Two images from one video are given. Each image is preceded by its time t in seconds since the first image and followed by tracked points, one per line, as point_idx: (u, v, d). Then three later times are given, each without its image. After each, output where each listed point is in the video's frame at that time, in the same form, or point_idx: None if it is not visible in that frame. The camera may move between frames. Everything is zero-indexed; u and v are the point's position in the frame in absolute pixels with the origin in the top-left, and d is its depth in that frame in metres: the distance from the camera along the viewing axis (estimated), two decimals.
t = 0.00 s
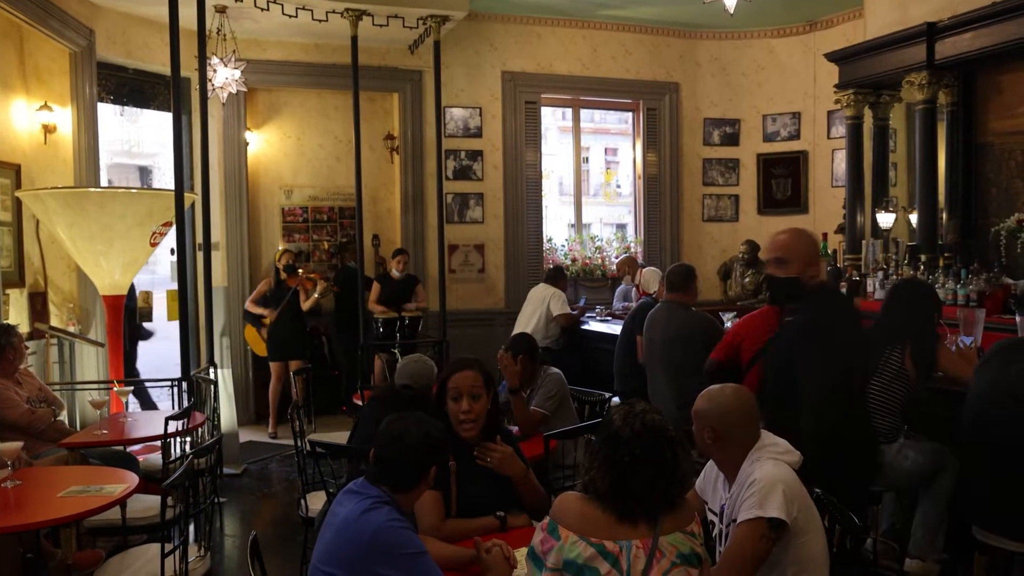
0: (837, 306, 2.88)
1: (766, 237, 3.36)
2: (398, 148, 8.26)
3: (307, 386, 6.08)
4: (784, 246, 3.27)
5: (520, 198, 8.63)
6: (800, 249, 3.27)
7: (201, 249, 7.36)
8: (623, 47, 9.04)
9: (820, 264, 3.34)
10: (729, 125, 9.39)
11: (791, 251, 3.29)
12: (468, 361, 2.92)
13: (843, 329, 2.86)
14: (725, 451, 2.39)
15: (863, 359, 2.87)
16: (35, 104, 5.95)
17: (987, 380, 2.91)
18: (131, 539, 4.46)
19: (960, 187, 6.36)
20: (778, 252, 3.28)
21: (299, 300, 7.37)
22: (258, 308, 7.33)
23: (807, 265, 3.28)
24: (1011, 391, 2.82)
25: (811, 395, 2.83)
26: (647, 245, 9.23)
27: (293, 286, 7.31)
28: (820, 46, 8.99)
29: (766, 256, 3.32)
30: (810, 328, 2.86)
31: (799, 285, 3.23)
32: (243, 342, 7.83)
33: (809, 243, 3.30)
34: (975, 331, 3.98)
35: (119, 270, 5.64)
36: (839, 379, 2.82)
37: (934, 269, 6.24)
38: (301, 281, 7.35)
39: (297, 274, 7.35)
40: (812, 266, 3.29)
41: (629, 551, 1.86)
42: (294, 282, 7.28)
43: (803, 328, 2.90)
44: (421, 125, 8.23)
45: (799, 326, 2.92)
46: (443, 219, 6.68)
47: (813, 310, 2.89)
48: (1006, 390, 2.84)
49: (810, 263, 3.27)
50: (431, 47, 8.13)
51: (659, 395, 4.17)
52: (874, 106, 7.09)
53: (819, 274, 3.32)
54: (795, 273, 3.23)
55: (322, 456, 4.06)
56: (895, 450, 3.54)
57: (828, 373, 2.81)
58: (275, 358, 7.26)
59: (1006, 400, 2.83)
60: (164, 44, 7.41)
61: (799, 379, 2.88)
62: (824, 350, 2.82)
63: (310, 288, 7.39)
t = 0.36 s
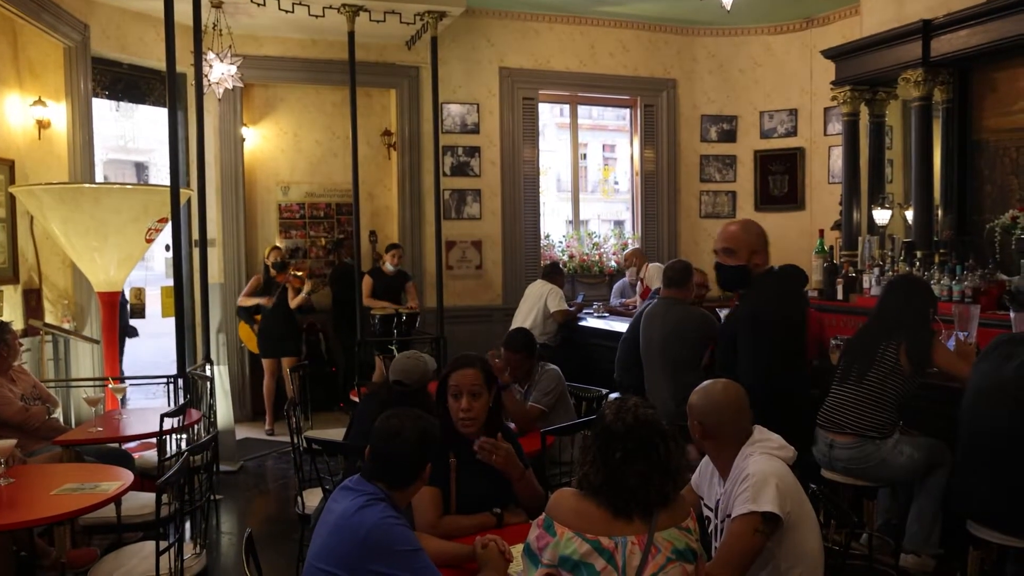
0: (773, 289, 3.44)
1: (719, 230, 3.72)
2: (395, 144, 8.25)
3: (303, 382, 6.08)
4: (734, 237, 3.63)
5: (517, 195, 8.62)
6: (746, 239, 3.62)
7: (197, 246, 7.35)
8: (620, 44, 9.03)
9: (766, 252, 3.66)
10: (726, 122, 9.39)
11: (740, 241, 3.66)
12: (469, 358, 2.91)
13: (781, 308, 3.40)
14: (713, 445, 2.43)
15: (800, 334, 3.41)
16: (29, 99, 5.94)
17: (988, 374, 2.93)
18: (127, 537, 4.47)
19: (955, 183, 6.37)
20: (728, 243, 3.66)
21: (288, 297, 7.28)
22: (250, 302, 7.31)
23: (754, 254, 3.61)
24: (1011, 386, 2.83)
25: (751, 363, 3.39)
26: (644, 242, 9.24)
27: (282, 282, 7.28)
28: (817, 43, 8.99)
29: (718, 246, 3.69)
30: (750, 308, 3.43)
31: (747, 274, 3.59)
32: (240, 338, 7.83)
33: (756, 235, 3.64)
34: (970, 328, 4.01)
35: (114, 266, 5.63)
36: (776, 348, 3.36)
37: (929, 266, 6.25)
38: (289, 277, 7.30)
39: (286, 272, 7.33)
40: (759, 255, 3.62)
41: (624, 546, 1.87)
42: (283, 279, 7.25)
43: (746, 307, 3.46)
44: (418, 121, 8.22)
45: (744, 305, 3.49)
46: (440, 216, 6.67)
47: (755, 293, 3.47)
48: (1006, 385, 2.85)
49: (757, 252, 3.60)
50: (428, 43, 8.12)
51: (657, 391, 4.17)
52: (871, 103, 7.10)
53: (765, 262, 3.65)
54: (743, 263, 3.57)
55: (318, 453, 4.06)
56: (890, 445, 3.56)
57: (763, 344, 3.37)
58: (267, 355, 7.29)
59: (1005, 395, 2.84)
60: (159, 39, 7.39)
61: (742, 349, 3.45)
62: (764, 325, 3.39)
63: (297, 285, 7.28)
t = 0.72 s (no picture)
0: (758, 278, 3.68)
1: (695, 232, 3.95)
2: (387, 141, 8.25)
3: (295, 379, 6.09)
4: (708, 239, 3.87)
5: (509, 192, 8.63)
6: (719, 239, 3.86)
7: (187, 243, 7.32)
8: (612, 41, 9.05)
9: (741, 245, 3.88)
10: (718, 119, 9.41)
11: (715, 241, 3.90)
12: (466, 355, 2.94)
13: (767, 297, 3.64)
14: (701, 441, 2.45)
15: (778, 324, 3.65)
16: (16, 94, 5.92)
17: (977, 370, 2.96)
18: (116, 535, 4.47)
19: (944, 181, 6.42)
20: (703, 245, 3.91)
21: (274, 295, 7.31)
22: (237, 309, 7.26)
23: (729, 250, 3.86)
24: (997, 382, 2.87)
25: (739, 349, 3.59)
26: (636, 239, 9.27)
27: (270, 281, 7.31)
28: (808, 41, 9.02)
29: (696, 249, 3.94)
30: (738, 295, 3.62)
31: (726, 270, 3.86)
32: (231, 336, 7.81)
33: (728, 231, 3.87)
34: (958, 324, 4.06)
35: (104, 263, 5.63)
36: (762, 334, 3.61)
37: (918, 263, 6.29)
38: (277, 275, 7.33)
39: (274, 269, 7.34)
40: (735, 249, 3.86)
41: (615, 543, 1.89)
42: (270, 278, 7.25)
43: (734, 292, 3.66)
44: (411, 118, 8.23)
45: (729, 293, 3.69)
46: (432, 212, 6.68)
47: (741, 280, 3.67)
48: (993, 381, 2.88)
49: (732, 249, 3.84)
50: (420, 39, 8.12)
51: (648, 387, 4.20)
52: (861, 101, 7.13)
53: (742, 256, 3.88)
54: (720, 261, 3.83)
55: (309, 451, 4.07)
56: (879, 441, 3.59)
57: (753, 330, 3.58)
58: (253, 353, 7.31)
59: (993, 391, 2.87)
60: (149, 35, 7.37)
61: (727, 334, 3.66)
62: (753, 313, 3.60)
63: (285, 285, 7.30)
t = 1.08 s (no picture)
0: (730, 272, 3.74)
1: (662, 231, 4.14)
2: (369, 138, 8.22)
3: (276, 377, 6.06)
4: (675, 235, 4.06)
5: (492, 189, 8.62)
6: (686, 235, 4.06)
7: (167, 240, 7.27)
8: (595, 39, 9.06)
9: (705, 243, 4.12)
10: (700, 117, 9.44)
11: (681, 238, 4.09)
12: (451, 353, 2.92)
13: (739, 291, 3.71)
14: (682, 438, 2.46)
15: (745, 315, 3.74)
16: None
17: (955, 366, 2.98)
18: (95, 536, 4.43)
19: (924, 179, 6.48)
20: (671, 242, 4.09)
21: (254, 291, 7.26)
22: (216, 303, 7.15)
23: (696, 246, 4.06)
24: (973, 377, 2.89)
25: (718, 342, 3.62)
26: (619, 237, 9.29)
27: (248, 277, 7.25)
28: (789, 40, 9.07)
29: (663, 246, 4.11)
30: (713, 290, 3.66)
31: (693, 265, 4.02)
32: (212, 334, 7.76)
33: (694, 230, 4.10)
34: (936, 321, 4.11)
35: (83, 260, 5.58)
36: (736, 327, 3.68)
37: (898, 260, 6.35)
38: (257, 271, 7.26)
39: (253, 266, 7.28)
40: (701, 246, 4.07)
41: (595, 539, 1.89)
42: (249, 273, 7.20)
43: (708, 286, 3.70)
44: (393, 115, 8.20)
45: (702, 287, 3.72)
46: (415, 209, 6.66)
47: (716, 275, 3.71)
48: (970, 376, 2.90)
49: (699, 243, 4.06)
50: (402, 36, 8.09)
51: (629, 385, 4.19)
52: (841, 99, 7.18)
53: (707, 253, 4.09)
54: (687, 255, 4.00)
55: (291, 450, 4.06)
56: (859, 437, 3.62)
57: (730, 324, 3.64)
58: (233, 351, 7.27)
59: (969, 386, 2.89)
60: (128, 30, 7.32)
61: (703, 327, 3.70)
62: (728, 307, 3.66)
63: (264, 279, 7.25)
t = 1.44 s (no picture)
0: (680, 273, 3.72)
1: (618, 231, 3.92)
2: (354, 135, 8.20)
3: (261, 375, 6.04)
4: (630, 235, 3.84)
5: (477, 186, 8.62)
6: (642, 234, 3.84)
7: (150, 238, 7.22)
8: (581, 36, 9.06)
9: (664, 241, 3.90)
10: (685, 115, 9.47)
11: (637, 237, 3.87)
12: (436, 351, 2.92)
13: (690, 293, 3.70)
14: (664, 434, 2.47)
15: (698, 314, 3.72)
16: None
17: (936, 362, 3.00)
18: (77, 535, 4.41)
19: (907, 177, 6.54)
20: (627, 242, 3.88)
21: (240, 288, 7.23)
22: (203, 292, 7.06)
23: (652, 245, 3.84)
24: (952, 373, 2.90)
25: (664, 343, 3.63)
26: (604, 234, 9.31)
27: (232, 275, 7.16)
28: (773, 38, 9.11)
29: (619, 247, 3.90)
30: (660, 290, 3.66)
31: (648, 265, 3.82)
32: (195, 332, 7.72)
33: (651, 228, 3.87)
34: (918, 317, 4.14)
35: (64, 258, 5.53)
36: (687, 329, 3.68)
37: (881, 257, 6.39)
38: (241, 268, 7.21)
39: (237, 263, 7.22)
40: (657, 245, 3.83)
41: (580, 536, 1.89)
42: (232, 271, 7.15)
43: (658, 287, 3.69)
44: (378, 112, 8.17)
45: (654, 287, 3.71)
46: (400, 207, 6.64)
47: (668, 276, 3.69)
48: (949, 372, 2.91)
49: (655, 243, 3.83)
50: (387, 33, 8.07)
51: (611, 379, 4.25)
52: (825, 97, 7.21)
53: (664, 251, 3.88)
54: (642, 256, 3.79)
55: (275, 448, 4.05)
56: (841, 433, 3.64)
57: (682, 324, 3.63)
58: (217, 349, 7.23)
59: (948, 382, 2.91)
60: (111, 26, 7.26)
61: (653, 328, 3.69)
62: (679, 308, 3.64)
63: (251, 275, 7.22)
